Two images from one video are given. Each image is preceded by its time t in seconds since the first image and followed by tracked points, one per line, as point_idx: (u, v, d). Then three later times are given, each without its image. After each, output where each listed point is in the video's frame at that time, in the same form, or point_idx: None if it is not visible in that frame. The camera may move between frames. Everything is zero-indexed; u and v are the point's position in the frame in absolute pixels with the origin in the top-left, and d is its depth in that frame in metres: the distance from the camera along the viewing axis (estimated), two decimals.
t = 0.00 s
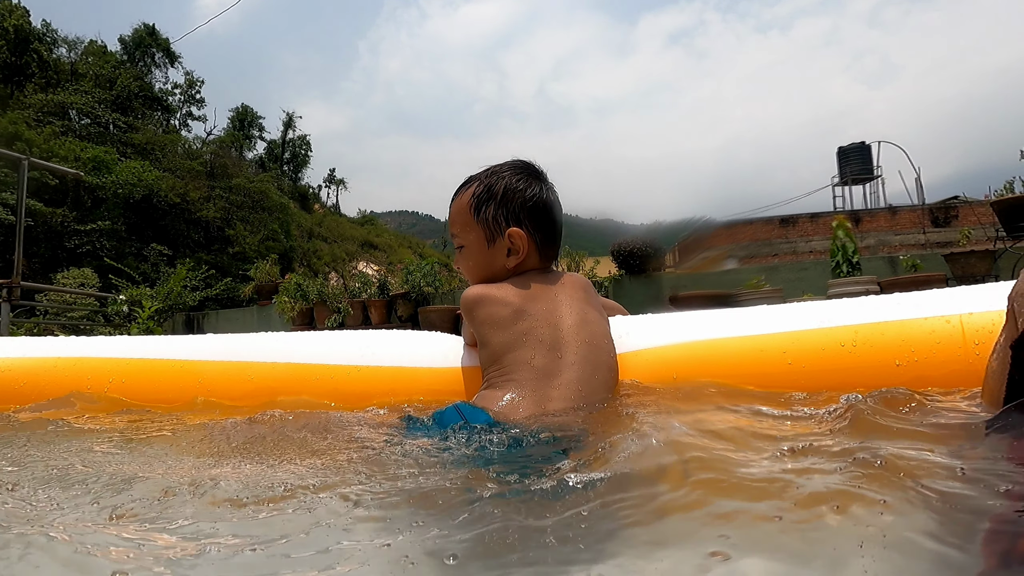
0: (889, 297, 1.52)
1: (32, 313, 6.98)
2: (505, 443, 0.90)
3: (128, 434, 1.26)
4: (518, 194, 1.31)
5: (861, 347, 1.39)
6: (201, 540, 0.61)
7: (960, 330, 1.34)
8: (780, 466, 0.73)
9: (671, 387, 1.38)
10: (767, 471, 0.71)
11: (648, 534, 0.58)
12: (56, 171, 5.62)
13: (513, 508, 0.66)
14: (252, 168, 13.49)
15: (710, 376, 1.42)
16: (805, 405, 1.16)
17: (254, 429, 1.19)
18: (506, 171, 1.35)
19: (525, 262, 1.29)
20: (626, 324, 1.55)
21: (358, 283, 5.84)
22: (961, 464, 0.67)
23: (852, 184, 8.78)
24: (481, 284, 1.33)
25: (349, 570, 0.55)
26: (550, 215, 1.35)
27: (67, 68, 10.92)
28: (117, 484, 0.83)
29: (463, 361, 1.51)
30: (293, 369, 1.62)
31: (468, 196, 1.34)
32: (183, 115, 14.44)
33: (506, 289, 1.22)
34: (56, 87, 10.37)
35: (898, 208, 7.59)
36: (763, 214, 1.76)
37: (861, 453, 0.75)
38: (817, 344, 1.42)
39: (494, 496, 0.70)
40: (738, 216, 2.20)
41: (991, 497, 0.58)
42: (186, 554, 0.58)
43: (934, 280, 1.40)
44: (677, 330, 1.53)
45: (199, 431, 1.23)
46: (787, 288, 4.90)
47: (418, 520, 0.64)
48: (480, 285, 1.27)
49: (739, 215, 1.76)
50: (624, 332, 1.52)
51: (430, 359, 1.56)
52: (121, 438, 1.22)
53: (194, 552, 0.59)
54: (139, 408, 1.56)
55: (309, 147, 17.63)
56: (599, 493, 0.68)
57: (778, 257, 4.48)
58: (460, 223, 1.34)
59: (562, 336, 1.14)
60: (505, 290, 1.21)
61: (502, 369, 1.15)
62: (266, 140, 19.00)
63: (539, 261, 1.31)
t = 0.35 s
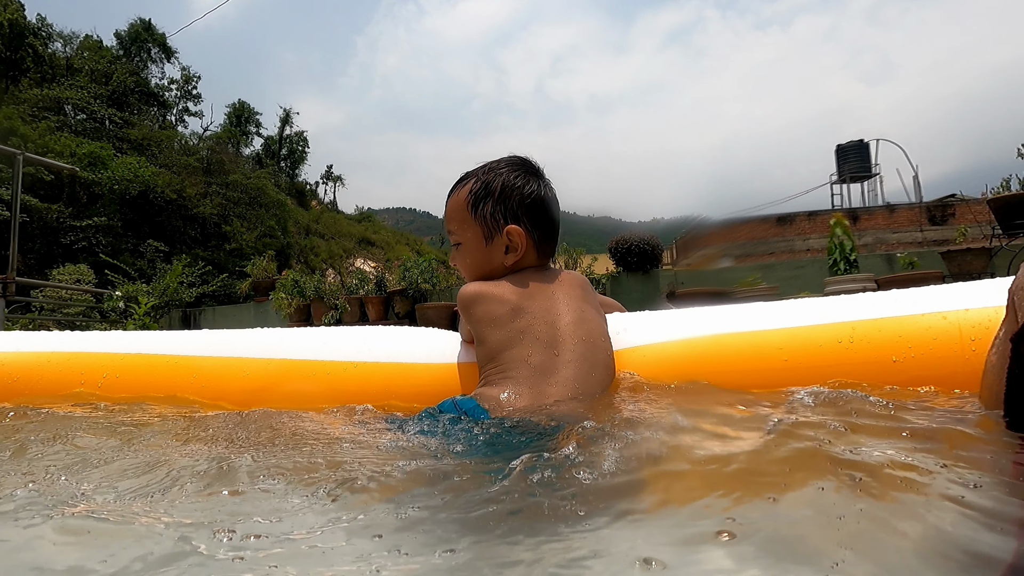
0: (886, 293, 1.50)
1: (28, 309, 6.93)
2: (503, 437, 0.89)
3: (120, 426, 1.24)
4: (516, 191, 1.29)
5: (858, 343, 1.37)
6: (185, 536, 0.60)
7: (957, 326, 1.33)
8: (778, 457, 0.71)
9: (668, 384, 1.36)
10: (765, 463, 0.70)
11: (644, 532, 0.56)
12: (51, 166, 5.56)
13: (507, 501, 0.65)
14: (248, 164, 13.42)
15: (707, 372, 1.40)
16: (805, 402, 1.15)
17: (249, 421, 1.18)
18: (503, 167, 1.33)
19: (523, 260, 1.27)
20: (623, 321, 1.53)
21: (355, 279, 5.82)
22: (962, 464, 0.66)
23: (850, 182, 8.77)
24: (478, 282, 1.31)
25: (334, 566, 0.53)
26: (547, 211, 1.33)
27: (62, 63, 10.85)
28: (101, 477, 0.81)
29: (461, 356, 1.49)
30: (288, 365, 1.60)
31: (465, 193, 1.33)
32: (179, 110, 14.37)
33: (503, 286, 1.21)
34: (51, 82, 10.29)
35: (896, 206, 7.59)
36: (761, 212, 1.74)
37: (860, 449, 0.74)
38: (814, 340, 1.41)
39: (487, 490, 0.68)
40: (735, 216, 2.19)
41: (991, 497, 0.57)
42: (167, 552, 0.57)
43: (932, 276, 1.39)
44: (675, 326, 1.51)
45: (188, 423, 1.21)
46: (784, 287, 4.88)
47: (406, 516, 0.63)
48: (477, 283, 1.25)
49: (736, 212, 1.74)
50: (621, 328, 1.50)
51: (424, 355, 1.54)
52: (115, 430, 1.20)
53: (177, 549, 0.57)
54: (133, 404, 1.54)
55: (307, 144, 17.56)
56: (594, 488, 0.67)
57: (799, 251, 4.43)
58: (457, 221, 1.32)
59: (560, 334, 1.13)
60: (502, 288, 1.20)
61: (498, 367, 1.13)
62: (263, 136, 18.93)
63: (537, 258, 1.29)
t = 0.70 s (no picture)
0: (886, 291, 1.47)
1: (24, 305, 6.89)
2: (501, 427, 0.87)
3: (115, 421, 1.21)
4: (515, 188, 1.26)
5: (859, 341, 1.34)
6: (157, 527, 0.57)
7: (959, 325, 1.30)
8: (779, 452, 0.69)
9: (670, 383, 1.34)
10: (767, 457, 0.67)
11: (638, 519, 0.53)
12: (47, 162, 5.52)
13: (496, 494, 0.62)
14: (246, 161, 13.37)
15: (708, 371, 1.37)
16: (808, 398, 1.12)
17: (247, 416, 1.15)
18: (502, 165, 1.30)
19: (523, 259, 1.24)
20: (623, 319, 1.51)
21: (353, 276, 5.79)
22: (971, 460, 0.63)
23: (849, 180, 8.75)
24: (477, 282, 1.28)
25: (328, 547, 0.51)
26: (548, 209, 1.31)
27: (58, 58, 10.79)
28: (85, 469, 0.78)
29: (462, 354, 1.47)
30: (287, 361, 1.57)
31: (463, 192, 1.30)
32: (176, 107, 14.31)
33: (502, 285, 1.18)
34: (47, 78, 10.22)
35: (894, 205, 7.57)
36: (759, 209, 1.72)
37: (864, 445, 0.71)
38: (815, 338, 1.38)
39: (476, 484, 0.65)
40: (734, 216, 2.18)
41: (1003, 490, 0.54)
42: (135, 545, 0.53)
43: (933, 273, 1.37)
44: (675, 324, 1.49)
45: (184, 417, 1.19)
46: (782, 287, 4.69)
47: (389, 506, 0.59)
48: (476, 282, 1.22)
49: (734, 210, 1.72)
50: (621, 326, 1.47)
51: (424, 354, 1.52)
52: (109, 423, 1.17)
53: (147, 541, 0.54)
54: (129, 400, 1.51)
55: (304, 141, 17.50)
56: (588, 481, 0.64)
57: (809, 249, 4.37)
58: (456, 220, 1.30)
59: (558, 332, 1.10)
60: (501, 286, 1.17)
61: (496, 366, 1.11)
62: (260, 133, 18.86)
63: (537, 257, 1.26)
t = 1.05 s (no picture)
0: (888, 290, 1.46)
1: (21, 301, 6.83)
2: (501, 422, 0.85)
3: (112, 421, 1.19)
4: (515, 186, 1.24)
5: (861, 339, 1.32)
6: (128, 525, 0.53)
7: (963, 323, 1.29)
8: (782, 448, 0.66)
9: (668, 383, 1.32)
10: (775, 449, 0.66)
11: (635, 511, 0.50)
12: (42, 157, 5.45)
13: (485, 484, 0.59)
14: (244, 156, 13.31)
15: (709, 369, 1.35)
16: (810, 396, 1.10)
17: (247, 415, 1.13)
18: (502, 161, 1.28)
19: (522, 258, 1.22)
20: (623, 316, 1.49)
21: (352, 273, 5.76)
22: (976, 458, 0.62)
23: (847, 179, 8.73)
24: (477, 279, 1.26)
25: (338, 530, 0.50)
26: (549, 206, 1.29)
27: (54, 52, 10.71)
28: (80, 465, 0.76)
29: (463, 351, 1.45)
30: (288, 359, 1.55)
31: (463, 189, 1.28)
32: (173, 102, 14.23)
33: (500, 282, 1.16)
34: (43, 72, 10.13)
35: (892, 204, 7.55)
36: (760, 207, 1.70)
37: (866, 444, 0.68)
38: (817, 336, 1.35)
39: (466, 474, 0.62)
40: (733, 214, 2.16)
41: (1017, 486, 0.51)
42: (102, 544, 0.50)
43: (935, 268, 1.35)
44: (678, 321, 1.47)
45: (182, 417, 1.16)
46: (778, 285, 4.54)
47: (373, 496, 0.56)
48: (475, 279, 1.20)
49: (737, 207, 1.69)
50: (623, 323, 1.45)
51: (424, 351, 1.49)
52: (106, 423, 1.15)
53: (113, 540, 0.51)
54: (128, 399, 1.49)
55: (302, 137, 17.46)
56: (585, 473, 0.62)
57: (808, 247, 4.35)
58: (455, 218, 1.28)
59: (556, 330, 1.08)
60: (499, 284, 1.15)
61: (494, 364, 1.09)
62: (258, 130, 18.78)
63: (537, 254, 1.24)
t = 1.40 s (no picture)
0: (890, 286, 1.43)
1: (17, 296, 6.78)
2: (496, 419, 0.83)
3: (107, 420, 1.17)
4: (515, 174, 1.21)
5: (863, 337, 1.29)
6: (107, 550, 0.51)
7: (965, 322, 1.26)
8: (786, 452, 0.65)
9: (666, 384, 1.30)
10: (778, 454, 0.64)
11: (630, 535, 0.48)
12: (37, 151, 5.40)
13: (478, 494, 0.57)
14: (241, 152, 13.25)
15: (708, 366, 1.33)
16: (808, 395, 1.08)
17: (245, 413, 1.11)
18: (502, 150, 1.25)
19: (521, 247, 1.19)
20: (623, 310, 1.46)
21: (350, 269, 5.72)
22: (982, 462, 0.60)
23: (846, 176, 8.71)
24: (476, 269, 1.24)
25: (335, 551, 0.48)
26: (550, 196, 1.26)
27: (50, 46, 10.63)
28: (76, 469, 0.74)
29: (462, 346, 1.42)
30: (287, 353, 1.52)
31: (462, 178, 1.26)
32: (171, 97, 14.16)
33: (497, 273, 1.14)
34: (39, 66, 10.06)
35: (891, 202, 7.53)
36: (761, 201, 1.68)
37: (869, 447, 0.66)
38: (818, 333, 1.33)
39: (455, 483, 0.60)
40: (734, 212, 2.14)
41: None
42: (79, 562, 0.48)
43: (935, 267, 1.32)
44: (677, 316, 1.44)
45: (178, 415, 1.14)
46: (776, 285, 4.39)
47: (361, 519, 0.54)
48: (473, 268, 1.18)
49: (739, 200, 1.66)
50: (622, 318, 1.42)
51: (423, 345, 1.47)
52: (101, 422, 1.13)
53: (90, 566, 0.48)
54: (125, 396, 1.46)
55: (300, 132, 17.38)
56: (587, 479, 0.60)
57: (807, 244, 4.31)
58: (455, 206, 1.26)
59: (551, 322, 1.05)
60: (496, 274, 1.13)
61: (489, 356, 1.07)
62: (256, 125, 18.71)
63: (536, 244, 1.21)
